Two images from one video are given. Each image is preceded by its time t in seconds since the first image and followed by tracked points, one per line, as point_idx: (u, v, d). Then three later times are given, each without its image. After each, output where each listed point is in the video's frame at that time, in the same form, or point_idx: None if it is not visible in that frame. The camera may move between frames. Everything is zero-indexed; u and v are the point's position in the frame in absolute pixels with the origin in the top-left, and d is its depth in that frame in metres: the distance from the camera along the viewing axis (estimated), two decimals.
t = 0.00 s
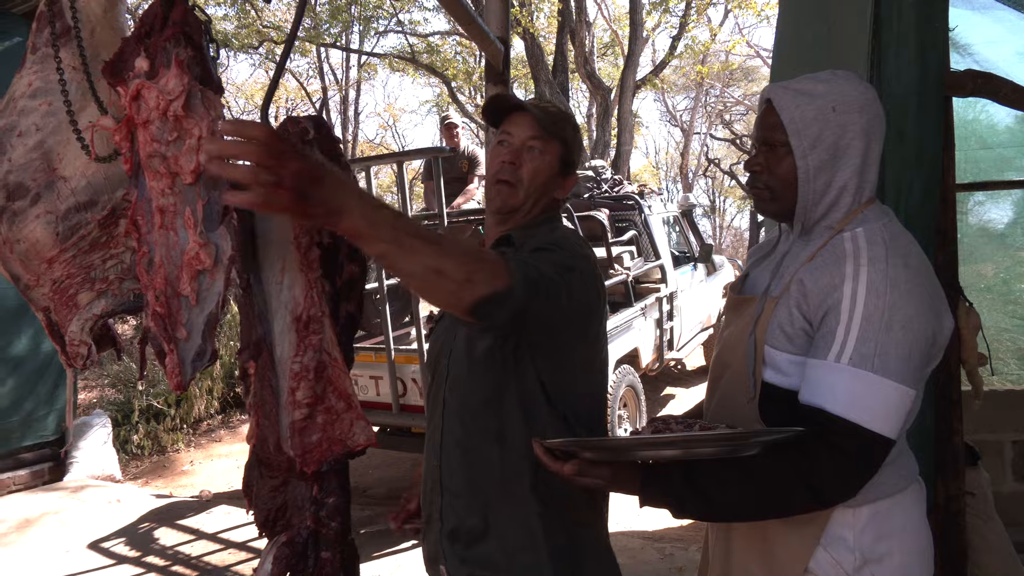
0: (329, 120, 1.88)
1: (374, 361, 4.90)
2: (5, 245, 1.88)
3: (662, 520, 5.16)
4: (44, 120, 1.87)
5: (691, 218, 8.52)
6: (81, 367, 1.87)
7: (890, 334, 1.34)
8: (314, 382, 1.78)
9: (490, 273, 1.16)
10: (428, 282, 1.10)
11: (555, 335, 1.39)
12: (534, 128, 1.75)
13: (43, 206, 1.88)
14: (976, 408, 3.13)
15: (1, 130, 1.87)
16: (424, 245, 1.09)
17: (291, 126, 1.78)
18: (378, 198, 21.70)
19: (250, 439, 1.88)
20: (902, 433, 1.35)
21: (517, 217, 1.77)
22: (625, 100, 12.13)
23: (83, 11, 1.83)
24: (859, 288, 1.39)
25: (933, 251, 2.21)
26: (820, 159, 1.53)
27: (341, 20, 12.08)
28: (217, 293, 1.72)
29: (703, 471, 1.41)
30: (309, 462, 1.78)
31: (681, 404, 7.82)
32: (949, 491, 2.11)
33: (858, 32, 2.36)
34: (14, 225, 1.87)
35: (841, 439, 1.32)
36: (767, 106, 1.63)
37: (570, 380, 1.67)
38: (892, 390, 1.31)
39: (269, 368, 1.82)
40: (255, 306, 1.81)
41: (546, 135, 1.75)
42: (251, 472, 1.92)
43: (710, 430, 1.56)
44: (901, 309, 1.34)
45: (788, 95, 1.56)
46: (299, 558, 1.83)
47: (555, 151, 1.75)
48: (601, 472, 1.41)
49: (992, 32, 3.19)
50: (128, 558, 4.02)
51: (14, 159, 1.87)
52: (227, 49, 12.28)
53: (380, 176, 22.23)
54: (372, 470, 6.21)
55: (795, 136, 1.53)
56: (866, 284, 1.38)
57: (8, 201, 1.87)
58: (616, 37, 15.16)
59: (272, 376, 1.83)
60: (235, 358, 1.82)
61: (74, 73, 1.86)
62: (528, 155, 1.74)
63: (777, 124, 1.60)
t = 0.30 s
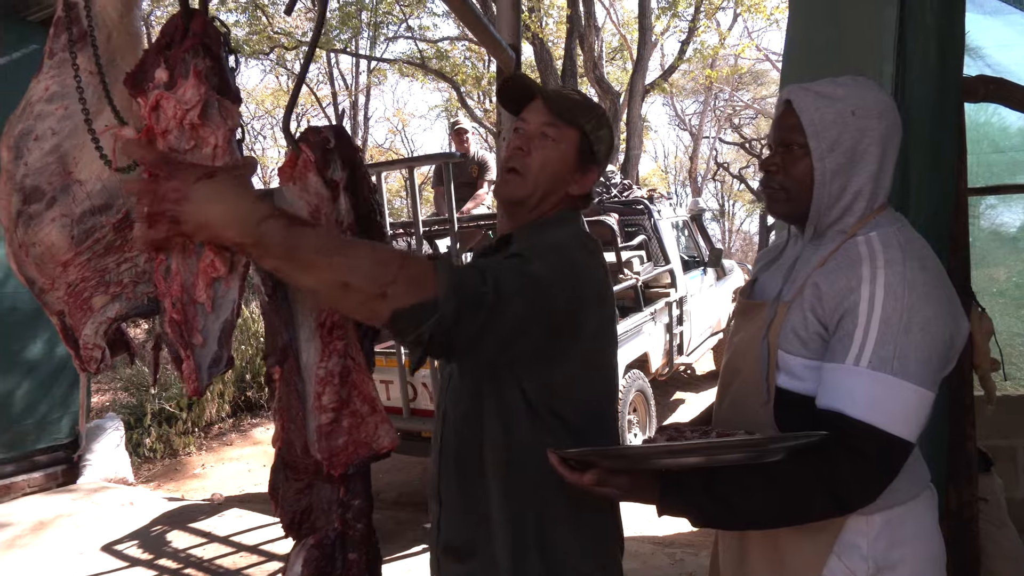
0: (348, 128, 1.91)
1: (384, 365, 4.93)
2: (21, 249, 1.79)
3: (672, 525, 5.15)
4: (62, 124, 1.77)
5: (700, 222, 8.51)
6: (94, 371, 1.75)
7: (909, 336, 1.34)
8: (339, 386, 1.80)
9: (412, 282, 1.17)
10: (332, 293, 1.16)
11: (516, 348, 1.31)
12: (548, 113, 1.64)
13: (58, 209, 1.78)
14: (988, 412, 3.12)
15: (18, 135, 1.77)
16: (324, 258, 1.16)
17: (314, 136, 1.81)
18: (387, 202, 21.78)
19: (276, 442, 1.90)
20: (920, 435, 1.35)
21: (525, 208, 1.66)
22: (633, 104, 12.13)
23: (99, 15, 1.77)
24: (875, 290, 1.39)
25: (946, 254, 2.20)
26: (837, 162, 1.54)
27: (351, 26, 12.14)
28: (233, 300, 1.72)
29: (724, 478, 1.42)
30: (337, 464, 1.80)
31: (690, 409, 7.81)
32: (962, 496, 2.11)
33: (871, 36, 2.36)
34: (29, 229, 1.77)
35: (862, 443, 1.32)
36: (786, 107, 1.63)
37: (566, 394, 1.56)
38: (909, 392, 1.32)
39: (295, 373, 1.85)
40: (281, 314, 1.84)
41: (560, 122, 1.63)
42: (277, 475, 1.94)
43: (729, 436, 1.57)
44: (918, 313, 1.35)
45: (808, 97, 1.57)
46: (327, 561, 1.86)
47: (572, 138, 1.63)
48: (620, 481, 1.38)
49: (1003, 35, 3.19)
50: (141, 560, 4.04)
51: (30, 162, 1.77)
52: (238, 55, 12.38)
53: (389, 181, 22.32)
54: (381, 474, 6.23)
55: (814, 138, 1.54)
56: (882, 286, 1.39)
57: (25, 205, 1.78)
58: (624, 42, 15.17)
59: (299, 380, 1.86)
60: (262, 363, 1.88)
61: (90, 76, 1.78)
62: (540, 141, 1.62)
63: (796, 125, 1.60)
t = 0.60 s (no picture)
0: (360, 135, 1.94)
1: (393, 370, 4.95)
2: (48, 258, 1.70)
3: (680, 530, 5.14)
4: (87, 134, 1.66)
5: (708, 226, 8.50)
6: (122, 376, 1.74)
7: (920, 342, 1.35)
8: (358, 390, 1.82)
9: (389, 328, 1.11)
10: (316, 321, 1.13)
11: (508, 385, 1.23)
12: (543, 112, 1.64)
13: (84, 217, 1.67)
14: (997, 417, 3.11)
15: (42, 145, 1.66)
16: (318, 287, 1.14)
17: (328, 144, 1.85)
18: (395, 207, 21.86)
19: (291, 447, 1.90)
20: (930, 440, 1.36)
21: (524, 207, 1.67)
22: (641, 109, 12.14)
23: (120, 27, 1.63)
24: (887, 295, 1.40)
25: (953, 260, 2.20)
26: (848, 167, 1.54)
27: (359, 32, 12.22)
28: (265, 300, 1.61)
29: (738, 485, 1.40)
30: (357, 468, 1.83)
31: (698, 413, 7.79)
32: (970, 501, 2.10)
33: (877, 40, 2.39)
34: (55, 238, 1.67)
35: (874, 448, 1.32)
36: (797, 111, 1.64)
37: (566, 413, 1.53)
38: (922, 397, 1.32)
39: (314, 377, 1.86)
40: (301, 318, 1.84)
41: (555, 120, 1.64)
42: (292, 481, 1.94)
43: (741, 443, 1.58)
44: (929, 319, 1.36)
45: (822, 101, 1.57)
46: (346, 563, 1.90)
47: (567, 137, 1.63)
48: (636, 490, 1.38)
49: (1012, 39, 3.19)
50: (151, 565, 4.07)
51: (56, 171, 1.66)
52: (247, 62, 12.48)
53: (397, 186, 22.39)
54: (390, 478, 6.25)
55: (827, 142, 1.54)
56: (894, 291, 1.39)
57: (50, 213, 1.67)
58: (631, 47, 15.18)
59: (318, 385, 1.86)
60: (277, 369, 1.87)
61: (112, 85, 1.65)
62: (534, 141, 1.62)
63: (808, 128, 1.60)
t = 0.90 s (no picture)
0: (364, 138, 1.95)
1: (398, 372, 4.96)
2: (77, 263, 1.71)
3: (685, 532, 5.14)
4: (111, 142, 1.67)
5: (713, 227, 8.49)
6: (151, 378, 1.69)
7: (930, 345, 1.35)
8: (362, 392, 1.84)
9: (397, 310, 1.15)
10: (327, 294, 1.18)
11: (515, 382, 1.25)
12: (550, 112, 1.65)
13: (112, 224, 1.68)
14: (1003, 417, 3.10)
15: (68, 154, 1.68)
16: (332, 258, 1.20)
17: (331, 147, 1.85)
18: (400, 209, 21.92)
19: (294, 451, 1.93)
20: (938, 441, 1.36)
21: (536, 209, 1.68)
22: (645, 109, 12.14)
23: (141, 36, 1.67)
24: (896, 298, 1.40)
25: (957, 260, 2.21)
26: (856, 168, 1.55)
27: (363, 35, 12.28)
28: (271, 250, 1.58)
29: (751, 492, 1.40)
30: (361, 469, 1.82)
31: (703, 414, 7.79)
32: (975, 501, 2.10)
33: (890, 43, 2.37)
34: (84, 244, 1.69)
35: (886, 450, 1.33)
36: (806, 110, 1.65)
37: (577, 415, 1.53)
38: (931, 400, 1.33)
39: (318, 379, 1.89)
40: (301, 320, 1.88)
41: (562, 120, 1.64)
42: (294, 484, 1.96)
43: (750, 446, 1.58)
44: (938, 321, 1.36)
45: (831, 101, 1.57)
46: (354, 564, 1.88)
47: (575, 135, 1.64)
48: (648, 495, 1.37)
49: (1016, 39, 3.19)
50: (159, 566, 4.10)
51: (82, 180, 1.68)
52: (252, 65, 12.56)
53: (401, 188, 22.46)
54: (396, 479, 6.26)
55: (836, 142, 1.55)
56: (903, 295, 1.39)
57: (78, 221, 1.69)
58: (635, 47, 15.18)
59: (322, 386, 1.89)
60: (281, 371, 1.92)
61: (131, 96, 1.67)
62: (544, 142, 1.64)
63: (817, 128, 1.61)
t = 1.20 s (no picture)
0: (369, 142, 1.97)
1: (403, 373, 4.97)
2: (102, 270, 1.53)
3: (691, 533, 5.13)
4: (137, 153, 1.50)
5: (718, 227, 8.49)
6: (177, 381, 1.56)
7: (943, 346, 1.35)
8: (362, 395, 1.87)
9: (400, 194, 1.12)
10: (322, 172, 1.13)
11: (521, 303, 1.20)
12: (558, 112, 1.66)
13: (136, 232, 1.50)
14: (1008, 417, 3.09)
15: (91, 162, 1.51)
16: (332, 142, 1.15)
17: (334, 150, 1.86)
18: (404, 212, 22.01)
19: (295, 452, 1.95)
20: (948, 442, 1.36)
21: (543, 208, 1.68)
22: (649, 111, 12.15)
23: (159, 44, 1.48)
24: (908, 298, 1.40)
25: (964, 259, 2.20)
26: (870, 167, 1.54)
27: (368, 37, 12.32)
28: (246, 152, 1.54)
29: (760, 491, 1.39)
30: (360, 471, 1.84)
31: (708, 415, 7.79)
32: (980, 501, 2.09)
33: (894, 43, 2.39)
34: (109, 253, 1.50)
35: (899, 452, 1.32)
36: (818, 109, 1.63)
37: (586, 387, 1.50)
38: (942, 402, 1.33)
39: (319, 381, 1.91)
40: (303, 323, 1.90)
41: (571, 120, 1.65)
42: (294, 486, 1.96)
43: (762, 446, 1.58)
44: (948, 322, 1.36)
45: (844, 101, 1.56)
46: (351, 567, 1.95)
47: (583, 136, 1.64)
48: (657, 493, 1.37)
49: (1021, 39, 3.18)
50: (165, 567, 4.11)
51: (107, 188, 1.50)
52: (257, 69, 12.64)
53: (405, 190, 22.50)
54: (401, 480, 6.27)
55: (849, 142, 1.53)
56: (915, 295, 1.39)
57: (102, 228, 1.50)
58: (639, 48, 15.19)
59: (322, 389, 1.91)
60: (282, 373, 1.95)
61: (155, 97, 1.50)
62: (552, 142, 1.64)
63: (829, 128, 1.60)
